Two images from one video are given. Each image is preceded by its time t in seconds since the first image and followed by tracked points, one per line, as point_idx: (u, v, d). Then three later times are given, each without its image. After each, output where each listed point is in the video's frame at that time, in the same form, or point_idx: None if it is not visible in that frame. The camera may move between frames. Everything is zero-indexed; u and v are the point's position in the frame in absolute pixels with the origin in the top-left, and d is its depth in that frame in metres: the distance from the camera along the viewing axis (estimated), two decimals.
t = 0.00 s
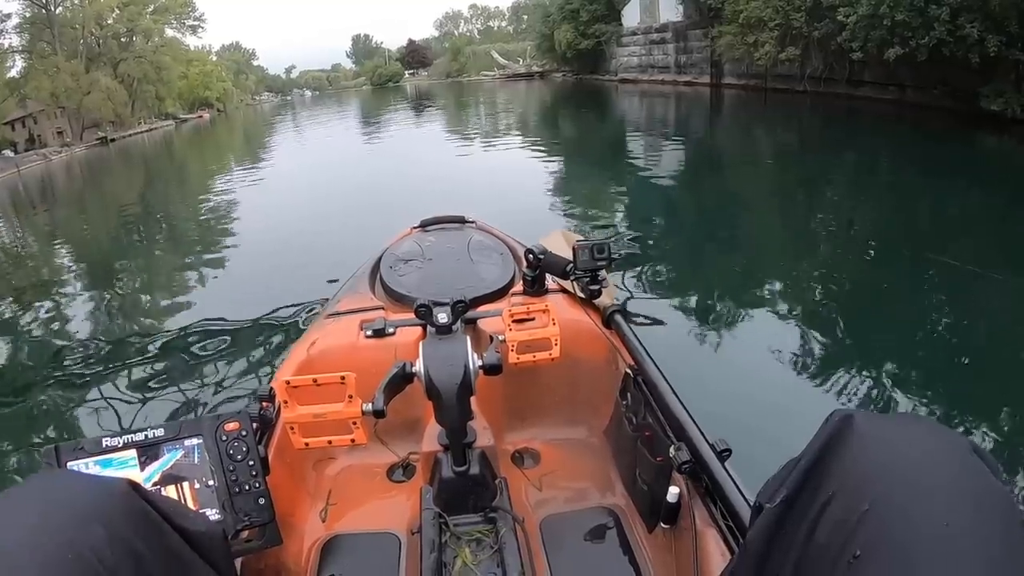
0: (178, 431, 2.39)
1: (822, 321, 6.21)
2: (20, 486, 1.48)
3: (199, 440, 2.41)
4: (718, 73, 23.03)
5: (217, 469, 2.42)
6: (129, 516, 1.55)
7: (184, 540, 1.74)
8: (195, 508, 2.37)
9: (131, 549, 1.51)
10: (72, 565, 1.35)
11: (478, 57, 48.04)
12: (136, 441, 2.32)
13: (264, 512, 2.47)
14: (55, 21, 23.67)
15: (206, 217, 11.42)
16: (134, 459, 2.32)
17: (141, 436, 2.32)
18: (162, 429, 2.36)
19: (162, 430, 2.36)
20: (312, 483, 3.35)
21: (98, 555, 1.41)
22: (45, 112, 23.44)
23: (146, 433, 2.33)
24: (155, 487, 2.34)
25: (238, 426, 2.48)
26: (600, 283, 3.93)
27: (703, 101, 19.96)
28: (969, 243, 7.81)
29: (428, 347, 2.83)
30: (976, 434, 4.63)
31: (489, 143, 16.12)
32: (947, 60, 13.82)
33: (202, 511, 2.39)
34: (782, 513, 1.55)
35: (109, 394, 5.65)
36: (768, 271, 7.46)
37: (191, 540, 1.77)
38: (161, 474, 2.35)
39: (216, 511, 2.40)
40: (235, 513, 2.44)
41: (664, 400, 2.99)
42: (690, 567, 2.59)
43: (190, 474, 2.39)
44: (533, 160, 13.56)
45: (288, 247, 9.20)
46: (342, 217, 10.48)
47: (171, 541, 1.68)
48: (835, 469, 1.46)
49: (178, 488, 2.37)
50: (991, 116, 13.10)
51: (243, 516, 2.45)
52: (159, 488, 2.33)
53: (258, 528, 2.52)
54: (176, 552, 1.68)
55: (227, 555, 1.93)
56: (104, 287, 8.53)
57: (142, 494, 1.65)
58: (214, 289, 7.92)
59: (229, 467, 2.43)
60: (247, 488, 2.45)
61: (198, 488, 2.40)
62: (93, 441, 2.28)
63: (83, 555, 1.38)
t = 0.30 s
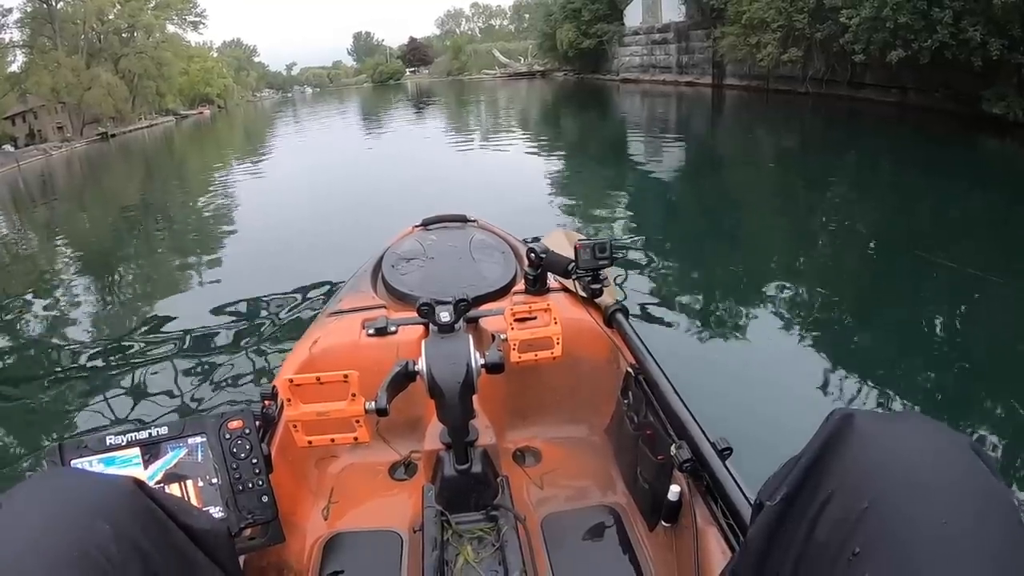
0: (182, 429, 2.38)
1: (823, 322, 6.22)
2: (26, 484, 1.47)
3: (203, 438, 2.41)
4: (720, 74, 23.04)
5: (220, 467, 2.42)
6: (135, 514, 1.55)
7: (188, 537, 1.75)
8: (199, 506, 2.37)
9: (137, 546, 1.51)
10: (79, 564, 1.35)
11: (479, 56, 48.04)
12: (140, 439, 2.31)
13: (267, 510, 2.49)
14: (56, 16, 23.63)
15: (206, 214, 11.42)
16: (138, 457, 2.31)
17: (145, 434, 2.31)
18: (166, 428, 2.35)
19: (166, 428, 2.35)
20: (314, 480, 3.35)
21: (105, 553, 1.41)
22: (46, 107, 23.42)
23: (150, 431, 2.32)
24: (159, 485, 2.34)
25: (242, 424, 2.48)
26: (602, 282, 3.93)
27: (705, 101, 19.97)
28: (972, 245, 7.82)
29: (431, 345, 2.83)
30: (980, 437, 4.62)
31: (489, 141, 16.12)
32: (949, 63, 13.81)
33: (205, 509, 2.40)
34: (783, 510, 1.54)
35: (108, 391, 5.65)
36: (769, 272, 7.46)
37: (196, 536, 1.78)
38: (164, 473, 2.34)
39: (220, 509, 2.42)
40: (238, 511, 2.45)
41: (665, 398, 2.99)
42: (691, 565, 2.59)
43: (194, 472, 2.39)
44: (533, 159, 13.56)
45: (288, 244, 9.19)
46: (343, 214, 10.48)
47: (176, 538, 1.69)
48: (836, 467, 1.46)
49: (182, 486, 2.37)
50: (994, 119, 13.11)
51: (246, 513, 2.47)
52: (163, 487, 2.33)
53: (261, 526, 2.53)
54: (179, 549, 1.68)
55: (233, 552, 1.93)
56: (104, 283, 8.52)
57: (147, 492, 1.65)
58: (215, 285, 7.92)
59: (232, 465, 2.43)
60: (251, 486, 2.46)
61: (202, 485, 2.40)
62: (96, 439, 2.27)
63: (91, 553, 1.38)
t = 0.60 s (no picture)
0: (173, 428, 2.38)
1: (820, 329, 6.22)
2: (17, 482, 1.47)
3: (194, 437, 2.41)
4: (721, 78, 23.06)
5: (211, 466, 2.41)
6: (126, 517, 1.55)
7: (180, 540, 1.74)
8: (189, 506, 2.37)
9: (128, 547, 1.51)
10: (70, 565, 1.34)
11: (479, 57, 48.04)
12: (131, 436, 2.30)
13: (258, 511, 2.48)
14: (55, 11, 23.53)
15: (204, 211, 11.39)
16: (128, 455, 2.30)
17: (136, 432, 2.31)
18: (157, 426, 2.35)
19: (157, 426, 2.35)
20: (305, 481, 3.34)
21: (94, 555, 1.40)
22: (44, 102, 23.33)
23: (140, 430, 2.32)
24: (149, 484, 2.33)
25: (234, 424, 2.47)
26: (598, 288, 3.94)
27: (705, 105, 19.99)
28: (972, 253, 7.83)
29: (425, 349, 2.83)
30: (976, 447, 4.61)
31: (489, 143, 16.11)
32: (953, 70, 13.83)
33: (196, 509, 2.39)
34: (775, 524, 1.54)
35: (102, 388, 5.62)
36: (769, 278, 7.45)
37: (186, 539, 1.77)
38: (154, 472, 2.34)
39: (210, 508, 2.41)
40: (229, 511, 2.45)
41: (659, 406, 2.99)
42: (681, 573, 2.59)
43: (185, 470, 2.38)
44: (532, 161, 13.55)
45: (285, 243, 9.17)
46: (342, 214, 10.45)
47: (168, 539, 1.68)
48: (828, 483, 1.46)
49: (171, 486, 2.36)
50: (996, 127, 13.15)
51: (236, 514, 2.46)
52: (152, 486, 2.32)
53: (251, 528, 2.52)
54: (171, 550, 1.67)
55: (224, 554, 1.92)
56: (99, 279, 8.49)
57: (138, 492, 1.65)
58: (211, 283, 7.89)
59: (224, 465, 2.43)
60: (242, 486, 2.45)
61: (193, 485, 2.39)
62: (88, 436, 2.26)
63: (81, 554, 1.37)
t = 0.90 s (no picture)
0: (173, 429, 2.38)
1: (820, 330, 6.22)
2: (20, 483, 1.47)
3: (194, 438, 2.41)
4: (720, 79, 23.09)
5: (211, 468, 2.41)
6: (128, 517, 1.54)
7: (182, 541, 1.74)
8: (189, 507, 2.36)
9: (130, 548, 1.50)
10: (73, 565, 1.34)
11: (478, 58, 48.11)
12: (131, 438, 2.30)
13: (258, 511, 2.47)
14: (54, 13, 23.53)
15: (203, 213, 11.40)
16: (128, 456, 2.30)
17: (136, 433, 2.31)
18: (157, 427, 2.35)
19: (157, 428, 2.35)
20: (305, 482, 3.34)
21: (98, 555, 1.40)
22: (43, 104, 23.35)
23: (140, 431, 2.32)
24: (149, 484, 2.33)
25: (234, 426, 2.47)
26: (596, 290, 3.94)
27: (705, 106, 20.01)
28: (972, 253, 7.84)
29: (425, 351, 2.83)
30: (977, 450, 4.61)
31: (488, 144, 16.12)
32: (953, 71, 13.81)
33: (196, 510, 2.38)
34: (773, 525, 1.53)
35: (101, 390, 5.61)
36: (769, 278, 7.46)
37: (188, 540, 1.76)
38: (154, 472, 2.34)
39: (210, 510, 2.40)
40: (229, 512, 2.44)
41: (657, 408, 2.99)
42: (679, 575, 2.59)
43: (185, 472, 2.38)
44: (531, 162, 13.57)
45: (285, 244, 9.17)
46: (341, 216, 10.45)
47: (170, 540, 1.68)
48: (825, 485, 1.46)
49: (171, 487, 2.36)
50: (995, 127, 13.17)
51: (236, 515, 2.45)
52: (152, 487, 2.31)
53: (250, 530, 2.52)
54: (173, 550, 1.67)
55: (226, 554, 1.92)
56: (98, 281, 8.50)
57: (140, 493, 1.65)
58: (210, 285, 7.88)
59: (224, 466, 2.42)
60: (242, 487, 2.45)
61: (192, 486, 2.39)
62: (88, 437, 2.26)
63: (84, 555, 1.37)
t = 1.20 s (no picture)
0: (176, 432, 2.38)
1: (820, 335, 6.24)
2: (30, 487, 1.47)
3: (197, 442, 2.40)
4: (720, 84, 23.16)
5: (214, 472, 2.41)
6: (137, 521, 1.54)
7: (190, 544, 1.73)
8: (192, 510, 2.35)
9: (140, 551, 1.50)
10: (85, 567, 1.33)
11: (478, 63, 48.26)
12: (134, 441, 2.31)
13: (260, 515, 2.47)
14: (55, 16, 23.53)
15: (203, 216, 11.39)
16: (131, 460, 2.30)
17: (140, 437, 2.31)
18: (161, 431, 2.35)
19: (161, 431, 2.35)
20: (305, 486, 3.34)
21: (108, 559, 1.40)
22: (43, 107, 23.35)
23: (144, 435, 2.32)
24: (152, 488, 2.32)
25: (236, 430, 2.47)
26: (596, 294, 3.94)
27: (705, 112, 20.06)
28: (973, 259, 7.86)
29: (426, 355, 2.82)
30: (980, 455, 4.61)
31: (488, 149, 16.14)
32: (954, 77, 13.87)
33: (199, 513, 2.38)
34: (775, 527, 1.55)
35: (101, 393, 5.59)
36: (769, 284, 7.46)
37: (197, 544, 1.76)
38: (158, 475, 2.34)
39: (213, 513, 2.39)
40: (231, 516, 2.44)
41: (657, 412, 2.99)
42: None
43: (187, 476, 2.37)
44: (531, 167, 13.59)
45: (285, 248, 9.17)
46: (342, 219, 10.46)
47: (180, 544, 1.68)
48: (825, 489, 1.47)
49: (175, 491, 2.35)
50: (995, 133, 13.22)
51: (239, 519, 2.45)
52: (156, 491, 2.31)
53: (252, 533, 2.52)
54: (182, 553, 1.67)
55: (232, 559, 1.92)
56: (98, 284, 8.48)
57: (148, 497, 1.65)
58: (210, 288, 7.87)
59: (226, 470, 2.42)
60: (245, 491, 2.45)
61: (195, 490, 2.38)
62: (91, 441, 2.26)
63: (95, 558, 1.37)
